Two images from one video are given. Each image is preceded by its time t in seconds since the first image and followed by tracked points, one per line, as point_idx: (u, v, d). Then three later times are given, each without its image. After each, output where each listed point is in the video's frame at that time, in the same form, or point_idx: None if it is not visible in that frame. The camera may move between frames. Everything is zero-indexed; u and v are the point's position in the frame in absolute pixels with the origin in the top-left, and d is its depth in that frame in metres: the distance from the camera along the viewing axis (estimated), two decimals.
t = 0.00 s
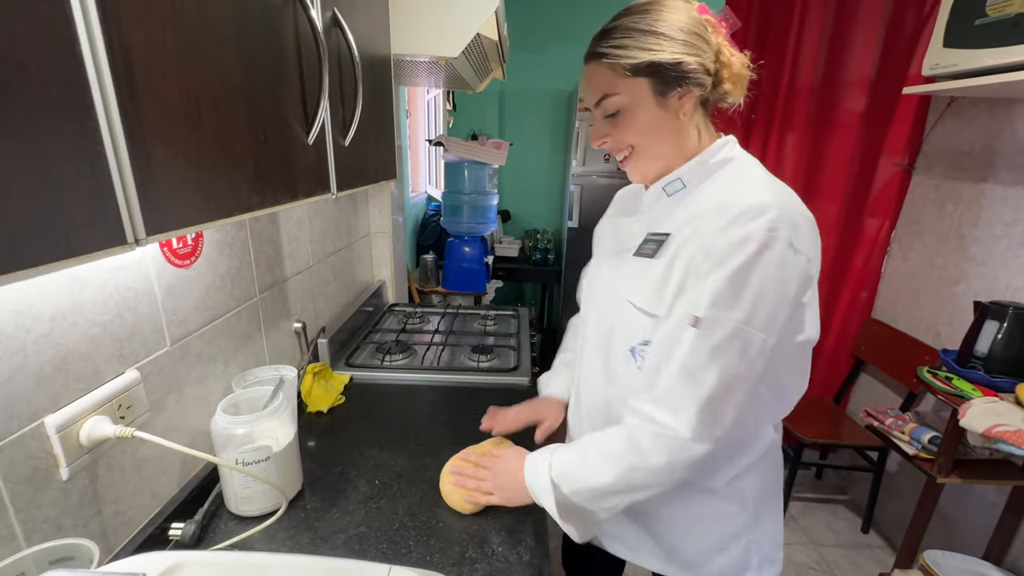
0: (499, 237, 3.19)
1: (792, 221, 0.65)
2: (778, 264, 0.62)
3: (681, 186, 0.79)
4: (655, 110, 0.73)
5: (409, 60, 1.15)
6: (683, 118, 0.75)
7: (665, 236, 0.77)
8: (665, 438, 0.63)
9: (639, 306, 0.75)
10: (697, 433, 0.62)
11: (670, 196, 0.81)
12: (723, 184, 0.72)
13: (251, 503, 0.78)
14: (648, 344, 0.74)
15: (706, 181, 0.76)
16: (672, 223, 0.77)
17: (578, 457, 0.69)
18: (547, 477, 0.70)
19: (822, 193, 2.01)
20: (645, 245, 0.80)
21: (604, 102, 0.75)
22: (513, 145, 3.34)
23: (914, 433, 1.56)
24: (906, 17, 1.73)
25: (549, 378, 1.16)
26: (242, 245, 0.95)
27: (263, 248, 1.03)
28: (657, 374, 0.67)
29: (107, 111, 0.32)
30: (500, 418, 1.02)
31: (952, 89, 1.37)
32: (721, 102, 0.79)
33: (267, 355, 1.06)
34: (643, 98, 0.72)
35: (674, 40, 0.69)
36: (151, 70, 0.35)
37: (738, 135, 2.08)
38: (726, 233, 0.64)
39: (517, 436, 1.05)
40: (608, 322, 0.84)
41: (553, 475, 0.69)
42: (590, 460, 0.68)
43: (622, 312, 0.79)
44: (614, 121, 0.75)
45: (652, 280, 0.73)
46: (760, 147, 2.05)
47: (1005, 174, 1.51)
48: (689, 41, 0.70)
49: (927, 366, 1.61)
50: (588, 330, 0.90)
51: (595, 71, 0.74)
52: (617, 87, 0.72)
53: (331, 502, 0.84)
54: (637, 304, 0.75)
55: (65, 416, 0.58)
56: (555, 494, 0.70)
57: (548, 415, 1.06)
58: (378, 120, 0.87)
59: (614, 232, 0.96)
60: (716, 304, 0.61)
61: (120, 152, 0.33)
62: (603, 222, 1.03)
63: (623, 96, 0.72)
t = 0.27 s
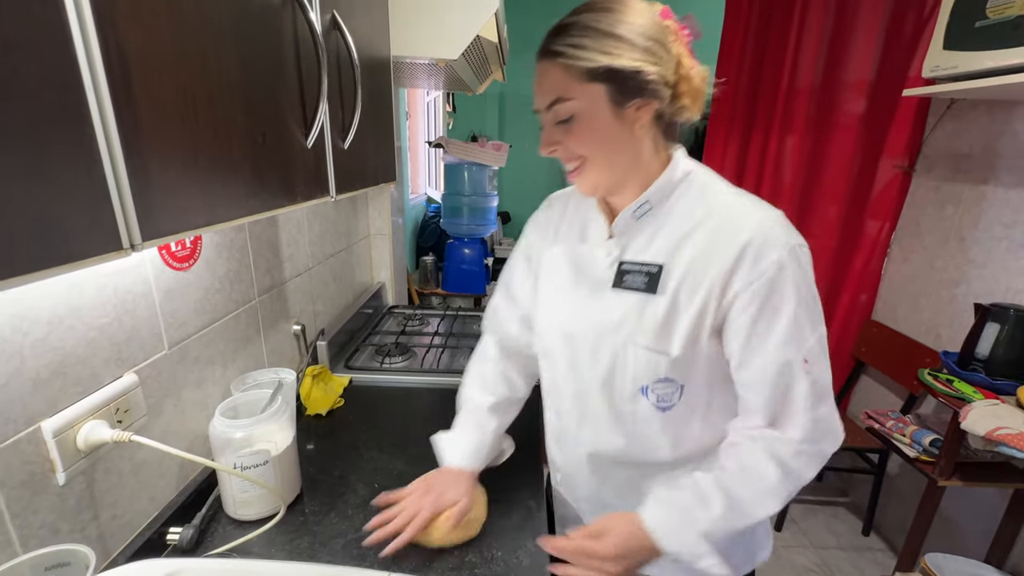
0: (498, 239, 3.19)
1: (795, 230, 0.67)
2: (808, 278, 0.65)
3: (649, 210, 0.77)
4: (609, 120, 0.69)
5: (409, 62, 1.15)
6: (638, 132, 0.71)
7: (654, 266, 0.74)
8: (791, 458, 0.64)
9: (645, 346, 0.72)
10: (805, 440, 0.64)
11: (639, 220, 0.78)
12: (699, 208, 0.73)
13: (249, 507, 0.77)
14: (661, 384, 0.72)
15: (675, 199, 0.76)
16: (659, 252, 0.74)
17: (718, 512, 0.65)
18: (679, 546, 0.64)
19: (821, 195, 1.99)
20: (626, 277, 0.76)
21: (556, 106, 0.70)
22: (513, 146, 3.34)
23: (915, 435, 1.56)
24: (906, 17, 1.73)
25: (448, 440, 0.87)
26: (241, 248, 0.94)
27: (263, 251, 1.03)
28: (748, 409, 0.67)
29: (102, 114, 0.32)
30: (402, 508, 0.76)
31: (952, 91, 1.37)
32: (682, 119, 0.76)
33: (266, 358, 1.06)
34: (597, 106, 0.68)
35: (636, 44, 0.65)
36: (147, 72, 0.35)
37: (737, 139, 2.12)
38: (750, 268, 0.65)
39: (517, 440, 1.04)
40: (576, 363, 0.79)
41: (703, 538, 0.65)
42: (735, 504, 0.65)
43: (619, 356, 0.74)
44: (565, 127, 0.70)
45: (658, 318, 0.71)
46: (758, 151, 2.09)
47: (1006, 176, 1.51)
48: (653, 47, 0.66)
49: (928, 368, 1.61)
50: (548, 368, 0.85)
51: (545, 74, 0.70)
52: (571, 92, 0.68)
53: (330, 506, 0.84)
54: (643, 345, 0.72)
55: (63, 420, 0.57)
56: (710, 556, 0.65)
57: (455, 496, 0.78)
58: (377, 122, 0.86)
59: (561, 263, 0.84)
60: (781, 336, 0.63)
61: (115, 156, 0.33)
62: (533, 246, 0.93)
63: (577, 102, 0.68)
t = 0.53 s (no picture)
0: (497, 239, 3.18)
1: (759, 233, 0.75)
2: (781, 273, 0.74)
3: (631, 242, 0.77)
4: (572, 156, 0.68)
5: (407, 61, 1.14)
6: (601, 166, 0.71)
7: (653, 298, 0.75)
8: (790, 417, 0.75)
9: (661, 376, 0.74)
10: (797, 403, 0.75)
11: (624, 254, 0.77)
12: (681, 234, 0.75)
13: (245, 509, 0.77)
14: (678, 405, 0.76)
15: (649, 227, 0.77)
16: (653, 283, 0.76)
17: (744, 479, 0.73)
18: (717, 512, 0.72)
19: (821, 196, 1.99)
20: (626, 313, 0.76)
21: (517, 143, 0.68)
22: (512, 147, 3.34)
23: (914, 436, 1.56)
24: (905, 17, 1.74)
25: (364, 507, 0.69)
26: (237, 247, 0.94)
27: (259, 250, 1.02)
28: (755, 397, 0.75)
29: (90, 109, 0.31)
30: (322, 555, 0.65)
31: (952, 90, 1.37)
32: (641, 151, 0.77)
33: (263, 359, 1.05)
34: (559, 142, 0.67)
35: (595, 81, 0.66)
36: (137, 68, 0.34)
37: (735, 138, 2.11)
38: (745, 286, 0.71)
39: (516, 441, 1.04)
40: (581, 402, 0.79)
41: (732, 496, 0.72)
42: (753, 464, 0.74)
43: (632, 390, 0.75)
44: (528, 164, 0.69)
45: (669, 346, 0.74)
46: (756, 151, 2.08)
47: (1005, 177, 1.50)
48: (611, 83, 0.67)
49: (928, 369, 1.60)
50: (545, 404, 0.84)
51: (504, 110, 0.68)
52: (533, 129, 0.66)
53: (327, 508, 0.83)
54: (659, 374, 0.74)
55: (55, 421, 0.57)
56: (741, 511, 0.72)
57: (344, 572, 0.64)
58: (375, 121, 0.86)
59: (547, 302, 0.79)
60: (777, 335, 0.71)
61: (103, 151, 0.32)
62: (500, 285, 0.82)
63: (540, 139, 0.67)
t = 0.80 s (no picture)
0: (497, 241, 3.18)
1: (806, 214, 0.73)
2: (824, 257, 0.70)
3: (671, 207, 0.77)
4: (623, 131, 0.69)
5: (407, 63, 1.14)
6: (650, 137, 0.72)
7: (680, 262, 0.76)
8: (814, 416, 0.70)
9: (680, 341, 0.76)
10: (832, 405, 0.70)
11: (661, 218, 0.78)
12: (719, 203, 0.75)
13: (244, 511, 0.76)
14: (695, 377, 0.76)
15: (690, 197, 0.77)
16: (683, 247, 0.76)
17: (748, 465, 0.71)
18: (712, 497, 0.70)
19: (820, 197, 1.99)
20: (651, 274, 0.77)
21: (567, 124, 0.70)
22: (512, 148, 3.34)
23: (916, 438, 1.55)
24: (904, 19, 1.74)
25: (445, 443, 0.81)
26: (237, 249, 0.93)
27: (259, 252, 1.02)
28: (776, 380, 0.72)
29: (88, 109, 0.31)
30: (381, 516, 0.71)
31: (952, 92, 1.37)
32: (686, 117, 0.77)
33: (262, 361, 1.05)
34: (610, 120, 0.68)
35: (638, 55, 0.66)
36: (136, 67, 0.34)
37: (736, 138, 2.11)
38: (775, 257, 0.69)
39: (516, 443, 1.03)
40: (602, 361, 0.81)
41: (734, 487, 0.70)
42: (770, 460, 0.71)
43: (650, 352, 0.77)
44: (580, 143, 0.70)
45: (686, 311, 0.75)
46: (757, 150, 2.08)
47: (1005, 178, 1.50)
48: (653, 54, 0.67)
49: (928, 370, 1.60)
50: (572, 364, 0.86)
51: (551, 93, 0.69)
52: (582, 109, 0.67)
53: (325, 510, 0.83)
54: (675, 337, 0.76)
55: (52, 424, 0.56)
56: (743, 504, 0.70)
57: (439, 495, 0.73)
58: (375, 122, 0.85)
59: (582, 260, 0.83)
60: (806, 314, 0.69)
61: (100, 150, 0.32)
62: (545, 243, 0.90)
63: (589, 118, 0.67)
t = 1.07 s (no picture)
0: (496, 240, 3.18)
1: (796, 227, 0.62)
2: (795, 275, 0.60)
3: (667, 198, 0.78)
4: (628, 121, 0.72)
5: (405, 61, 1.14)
6: (660, 124, 0.73)
7: (661, 252, 0.74)
8: (734, 457, 0.62)
9: (640, 324, 0.73)
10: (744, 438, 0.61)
11: (658, 208, 0.79)
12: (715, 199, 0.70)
13: (241, 512, 0.76)
14: (649, 364, 0.72)
15: (694, 187, 0.75)
16: (670, 237, 0.74)
17: (652, 479, 0.68)
18: (609, 503, 0.68)
19: (819, 197, 2.00)
20: (640, 259, 0.78)
21: (579, 118, 0.75)
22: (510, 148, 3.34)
23: (915, 438, 1.55)
24: (904, 19, 1.74)
25: (522, 404, 0.99)
26: (234, 248, 0.93)
27: (257, 251, 1.01)
28: (708, 400, 0.66)
29: (81, 106, 0.30)
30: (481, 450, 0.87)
31: (951, 92, 1.37)
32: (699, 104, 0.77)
33: (260, 360, 1.05)
34: (615, 111, 0.71)
35: (643, 48, 0.68)
36: (131, 64, 0.34)
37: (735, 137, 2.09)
38: (731, 254, 0.63)
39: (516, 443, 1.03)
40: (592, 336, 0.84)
41: (614, 506, 0.68)
42: (661, 480, 0.67)
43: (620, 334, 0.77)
44: (591, 135, 0.75)
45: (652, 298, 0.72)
46: (756, 150, 2.06)
47: (1004, 179, 1.51)
48: (658, 45, 0.69)
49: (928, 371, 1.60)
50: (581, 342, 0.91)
51: (568, 90, 0.75)
52: (589, 102, 0.72)
53: (323, 511, 0.82)
54: (637, 320, 0.74)
55: (47, 424, 0.56)
56: (616, 523, 0.67)
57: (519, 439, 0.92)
58: (373, 121, 0.85)
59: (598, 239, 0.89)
60: (740, 332, 0.60)
61: (94, 148, 0.31)
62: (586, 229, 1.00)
63: (596, 110, 0.72)
